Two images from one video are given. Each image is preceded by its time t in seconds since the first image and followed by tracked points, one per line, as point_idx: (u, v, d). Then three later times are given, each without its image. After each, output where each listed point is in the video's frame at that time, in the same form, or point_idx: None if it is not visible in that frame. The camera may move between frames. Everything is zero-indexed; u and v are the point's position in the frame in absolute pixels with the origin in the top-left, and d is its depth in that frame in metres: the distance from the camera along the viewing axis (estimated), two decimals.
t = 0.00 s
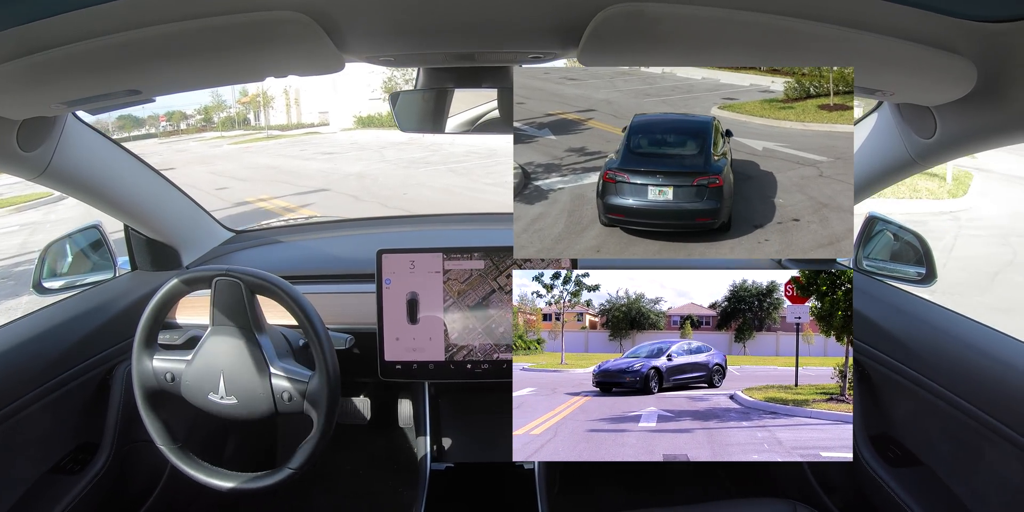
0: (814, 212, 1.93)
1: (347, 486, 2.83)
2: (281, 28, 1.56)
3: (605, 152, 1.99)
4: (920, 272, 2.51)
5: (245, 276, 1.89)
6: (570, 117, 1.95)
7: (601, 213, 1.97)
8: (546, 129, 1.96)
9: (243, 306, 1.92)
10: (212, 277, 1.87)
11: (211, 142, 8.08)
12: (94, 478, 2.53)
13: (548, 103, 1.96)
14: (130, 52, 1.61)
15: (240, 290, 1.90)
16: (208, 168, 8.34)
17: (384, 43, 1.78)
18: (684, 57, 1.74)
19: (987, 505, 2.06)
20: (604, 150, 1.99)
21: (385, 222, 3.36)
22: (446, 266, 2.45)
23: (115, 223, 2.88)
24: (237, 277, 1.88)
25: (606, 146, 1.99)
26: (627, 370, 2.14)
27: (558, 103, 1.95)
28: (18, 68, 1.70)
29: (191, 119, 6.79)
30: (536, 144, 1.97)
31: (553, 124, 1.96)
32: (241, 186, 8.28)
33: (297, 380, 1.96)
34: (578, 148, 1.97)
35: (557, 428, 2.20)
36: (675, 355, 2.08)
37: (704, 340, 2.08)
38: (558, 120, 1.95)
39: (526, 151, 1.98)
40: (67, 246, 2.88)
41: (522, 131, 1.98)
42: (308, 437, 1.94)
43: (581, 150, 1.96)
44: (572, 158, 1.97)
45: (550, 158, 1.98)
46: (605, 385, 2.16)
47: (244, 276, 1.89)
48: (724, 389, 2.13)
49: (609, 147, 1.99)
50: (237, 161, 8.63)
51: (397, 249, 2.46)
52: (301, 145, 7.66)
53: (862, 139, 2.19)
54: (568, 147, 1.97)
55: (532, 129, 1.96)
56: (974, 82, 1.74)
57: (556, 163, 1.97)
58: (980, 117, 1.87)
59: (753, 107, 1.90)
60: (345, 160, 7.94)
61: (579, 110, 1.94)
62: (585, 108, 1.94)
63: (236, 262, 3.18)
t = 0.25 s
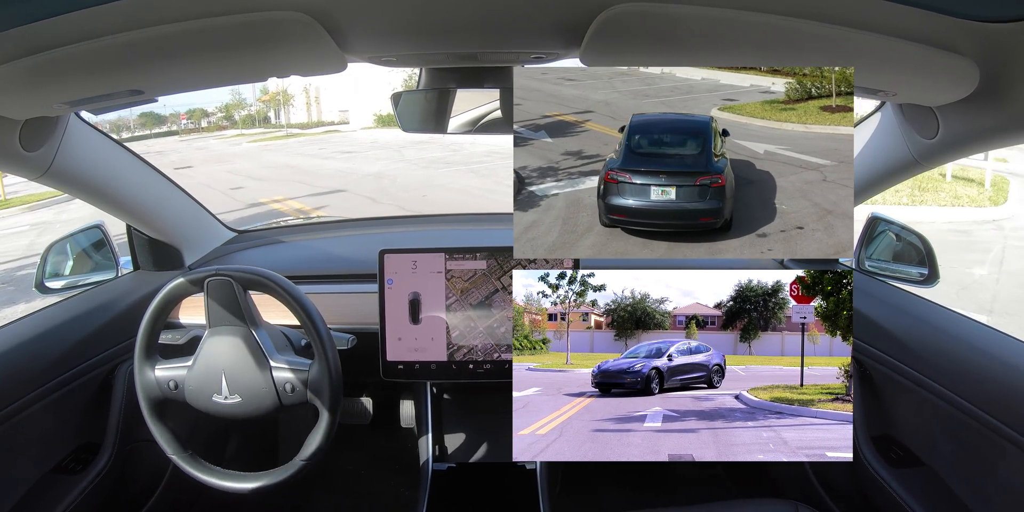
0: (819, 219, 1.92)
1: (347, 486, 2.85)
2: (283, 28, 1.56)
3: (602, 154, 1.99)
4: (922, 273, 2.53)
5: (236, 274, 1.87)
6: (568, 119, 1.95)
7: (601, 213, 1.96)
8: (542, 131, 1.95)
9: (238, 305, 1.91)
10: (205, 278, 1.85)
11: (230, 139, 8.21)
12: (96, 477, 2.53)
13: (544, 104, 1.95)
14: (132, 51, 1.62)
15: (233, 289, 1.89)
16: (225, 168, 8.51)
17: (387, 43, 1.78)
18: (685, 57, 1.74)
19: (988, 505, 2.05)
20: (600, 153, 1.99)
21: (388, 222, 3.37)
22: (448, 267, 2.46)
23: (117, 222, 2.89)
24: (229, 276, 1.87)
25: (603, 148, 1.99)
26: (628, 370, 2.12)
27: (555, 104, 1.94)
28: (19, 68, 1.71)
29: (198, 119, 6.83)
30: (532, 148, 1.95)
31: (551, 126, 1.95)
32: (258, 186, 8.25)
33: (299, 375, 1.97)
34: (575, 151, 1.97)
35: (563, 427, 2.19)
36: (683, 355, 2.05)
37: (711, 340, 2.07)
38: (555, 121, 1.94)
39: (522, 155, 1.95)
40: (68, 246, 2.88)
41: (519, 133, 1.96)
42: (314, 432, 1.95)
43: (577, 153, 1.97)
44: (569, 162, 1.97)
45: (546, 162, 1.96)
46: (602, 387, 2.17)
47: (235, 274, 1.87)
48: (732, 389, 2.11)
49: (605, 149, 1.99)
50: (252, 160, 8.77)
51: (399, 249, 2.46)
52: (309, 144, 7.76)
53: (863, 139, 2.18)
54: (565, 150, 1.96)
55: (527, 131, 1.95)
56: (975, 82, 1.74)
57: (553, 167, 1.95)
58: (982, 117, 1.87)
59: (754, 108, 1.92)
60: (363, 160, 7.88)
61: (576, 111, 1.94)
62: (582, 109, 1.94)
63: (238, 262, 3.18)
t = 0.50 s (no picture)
0: (824, 227, 1.94)
1: (349, 487, 2.86)
2: (286, 28, 1.56)
3: (598, 158, 2.01)
4: (925, 274, 2.50)
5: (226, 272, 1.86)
6: (565, 120, 1.97)
7: (602, 213, 1.99)
8: (538, 134, 1.99)
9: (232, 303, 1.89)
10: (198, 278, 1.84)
11: (249, 138, 8.16)
12: (98, 477, 2.53)
13: (542, 105, 1.98)
14: (135, 51, 1.62)
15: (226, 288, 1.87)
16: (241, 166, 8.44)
17: (390, 43, 1.78)
18: (688, 56, 1.74)
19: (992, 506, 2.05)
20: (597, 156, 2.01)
21: (390, 222, 3.37)
22: (451, 267, 2.46)
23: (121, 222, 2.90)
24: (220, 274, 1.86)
25: (600, 150, 2.01)
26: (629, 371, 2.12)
27: (553, 105, 1.97)
28: (21, 69, 1.71)
29: (205, 119, 6.82)
30: (528, 152, 2.00)
31: (547, 128, 1.98)
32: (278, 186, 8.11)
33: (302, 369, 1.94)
34: (570, 154, 2.00)
35: (568, 427, 2.16)
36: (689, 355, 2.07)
37: (716, 340, 2.06)
38: (551, 123, 1.97)
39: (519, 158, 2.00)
40: (71, 246, 2.83)
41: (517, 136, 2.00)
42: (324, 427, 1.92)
43: (573, 156, 2.00)
44: (565, 165, 2.00)
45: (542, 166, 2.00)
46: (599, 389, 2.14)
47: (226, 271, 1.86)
48: (737, 389, 2.11)
49: (603, 152, 2.00)
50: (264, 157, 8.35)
51: (402, 249, 2.46)
52: (327, 146, 7.58)
53: (864, 141, 2.17)
54: (561, 154, 1.99)
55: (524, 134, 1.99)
56: (978, 82, 1.73)
57: (547, 171, 1.99)
58: (984, 117, 1.87)
59: (755, 109, 1.93)
60: (382, 159, 7.17)
61: (576, 112, 1.96)
62: (579, 110, 1.96)
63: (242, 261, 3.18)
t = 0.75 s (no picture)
0: (830, 235, 1.97)
1: (354, 487, 2.88)
2: (290, 28, 1.56)
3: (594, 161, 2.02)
4: (930, 273, 2.54)
5: (214, 271, 1.85)
6: (563, 122, 1.97)
7: (602, 214, 2.01)
8: (535, 136, 1.99)
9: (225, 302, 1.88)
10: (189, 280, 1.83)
11: (273, 136, 8.76)
12: (103, 476, 2.53)
13: (538, 107, 1.98)
14: (139, 51, 1.62)
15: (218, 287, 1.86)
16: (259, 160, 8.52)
17: (393, 43, 1.78)
18: (691, 56, 1.74)
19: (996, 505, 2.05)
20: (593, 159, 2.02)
21: (393, 221, 3.37)
22: (455, 266, 2.45)
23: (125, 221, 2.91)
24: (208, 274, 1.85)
25: (597, 153, 2.02)
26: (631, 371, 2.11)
27: (550, 107, 1.97)
28: (24, 69, 1.71)
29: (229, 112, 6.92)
30: (524, 156, 2.00)
31: (543, 131, 1.98)
32: (291, 185, 8.50)
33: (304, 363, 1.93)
34: (567, 158, 2.00)
35: (573, 428, 2.18)
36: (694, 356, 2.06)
37: (719, 341, 2.06)
38: (548, 125, 1.97)
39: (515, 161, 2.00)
40: (76, 245, 2.87)
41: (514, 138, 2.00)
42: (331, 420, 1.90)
43: (569, 160, 2.00)
44: (561, 169, 2.00)
45: (538, 169, 2.00)
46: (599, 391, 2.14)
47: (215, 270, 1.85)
48: (743, 389, 2.10)
49: (600, 155, 2.02)
50: (303, 154, 8.65)
51: (406, 249, 2.47)
52: (349, 145, 8.15)
53: (864, 143, 2.19)
54: (557, 157, 2.00)
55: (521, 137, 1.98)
56: (982, 81, 1.73)
57: (542, 175, 2.00)
58: (988, 116, 1.86)
59: (757, 111, 1.92)
60: (406, 160, 7.81)
61: (570, 115, 1.97)
62: (577, 112, 1.97)
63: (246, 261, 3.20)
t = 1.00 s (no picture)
0: (836, 243, 1.95)
1: (357, 487, 2.89)
2: (295, 28, 1.55)
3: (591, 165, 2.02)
4: (933, 273, 2.51)
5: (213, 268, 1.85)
6: (560, 124, 1.96)
7: (602, 214, 2.00)
8: (532, 139, 1.99)
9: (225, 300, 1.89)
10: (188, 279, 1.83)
11: (295, 135, 8.07)
12: (106, 474, 2.54)
13: (535, 108, 1.97)
14: (143, 51, 1.62)
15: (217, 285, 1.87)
16: (285, 166, 8.69)
17: (397, 42, 1.78)
18: (694, 56, 1.74)
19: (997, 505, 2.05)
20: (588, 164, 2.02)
21: (397, 221, 3.37)
22: (458, 266, 2.45)
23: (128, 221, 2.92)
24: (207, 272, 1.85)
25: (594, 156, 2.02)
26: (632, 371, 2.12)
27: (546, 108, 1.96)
28: (26, 69, 1.71)
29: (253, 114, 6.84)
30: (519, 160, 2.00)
31: (540, 133, 1.98)
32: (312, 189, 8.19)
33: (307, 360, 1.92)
34: (562, 162, 2.00)
35: (578, 428, 2.15)
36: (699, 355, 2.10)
37: (724, 340, 2.10)
38: (547, 126, 1.96)
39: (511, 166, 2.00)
40: (78, 246, 2.87)
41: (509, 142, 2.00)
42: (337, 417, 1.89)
43: (564, 164, 2.01)
44: (556, 173, 2.01)
45: (532, 175, 2.01)
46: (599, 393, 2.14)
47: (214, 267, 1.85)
48: (748, 389, 2.12)
49: (597, 158, 2.02)
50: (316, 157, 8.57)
51: (409, 249, 2.46)
52: (372, 144, 7.37)
53: (866, 146, 2.21)
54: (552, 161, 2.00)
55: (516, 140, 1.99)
56: (986, 81, 1.73)
57: (538, 180, 2.00)
58: (991, 116, 1.86)
59: (758, 112, 1.93)
60: (430, 160, 7.03)
61: (568, 116, 1.95)
62: (574, 113, 1.94)
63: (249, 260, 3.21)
